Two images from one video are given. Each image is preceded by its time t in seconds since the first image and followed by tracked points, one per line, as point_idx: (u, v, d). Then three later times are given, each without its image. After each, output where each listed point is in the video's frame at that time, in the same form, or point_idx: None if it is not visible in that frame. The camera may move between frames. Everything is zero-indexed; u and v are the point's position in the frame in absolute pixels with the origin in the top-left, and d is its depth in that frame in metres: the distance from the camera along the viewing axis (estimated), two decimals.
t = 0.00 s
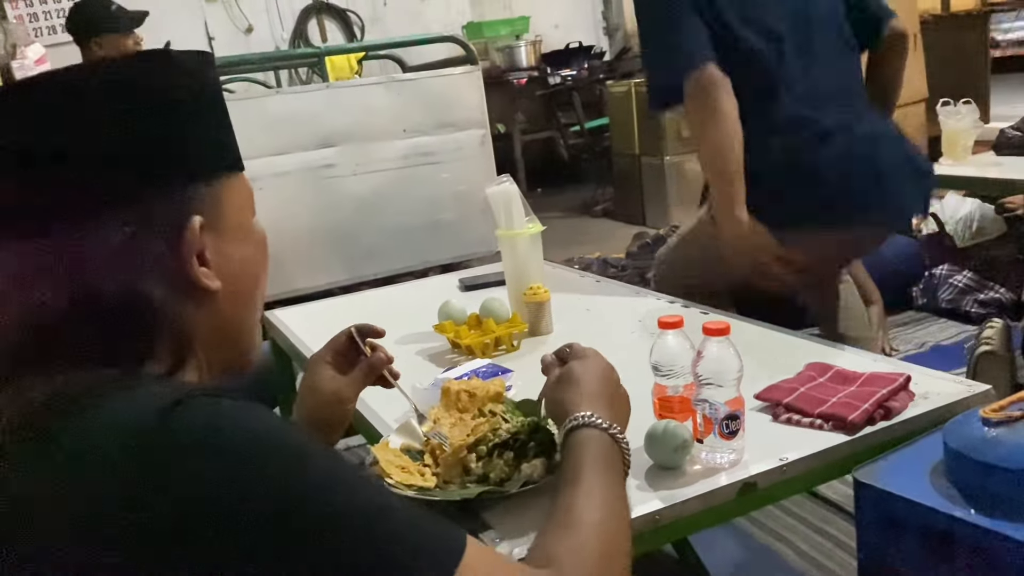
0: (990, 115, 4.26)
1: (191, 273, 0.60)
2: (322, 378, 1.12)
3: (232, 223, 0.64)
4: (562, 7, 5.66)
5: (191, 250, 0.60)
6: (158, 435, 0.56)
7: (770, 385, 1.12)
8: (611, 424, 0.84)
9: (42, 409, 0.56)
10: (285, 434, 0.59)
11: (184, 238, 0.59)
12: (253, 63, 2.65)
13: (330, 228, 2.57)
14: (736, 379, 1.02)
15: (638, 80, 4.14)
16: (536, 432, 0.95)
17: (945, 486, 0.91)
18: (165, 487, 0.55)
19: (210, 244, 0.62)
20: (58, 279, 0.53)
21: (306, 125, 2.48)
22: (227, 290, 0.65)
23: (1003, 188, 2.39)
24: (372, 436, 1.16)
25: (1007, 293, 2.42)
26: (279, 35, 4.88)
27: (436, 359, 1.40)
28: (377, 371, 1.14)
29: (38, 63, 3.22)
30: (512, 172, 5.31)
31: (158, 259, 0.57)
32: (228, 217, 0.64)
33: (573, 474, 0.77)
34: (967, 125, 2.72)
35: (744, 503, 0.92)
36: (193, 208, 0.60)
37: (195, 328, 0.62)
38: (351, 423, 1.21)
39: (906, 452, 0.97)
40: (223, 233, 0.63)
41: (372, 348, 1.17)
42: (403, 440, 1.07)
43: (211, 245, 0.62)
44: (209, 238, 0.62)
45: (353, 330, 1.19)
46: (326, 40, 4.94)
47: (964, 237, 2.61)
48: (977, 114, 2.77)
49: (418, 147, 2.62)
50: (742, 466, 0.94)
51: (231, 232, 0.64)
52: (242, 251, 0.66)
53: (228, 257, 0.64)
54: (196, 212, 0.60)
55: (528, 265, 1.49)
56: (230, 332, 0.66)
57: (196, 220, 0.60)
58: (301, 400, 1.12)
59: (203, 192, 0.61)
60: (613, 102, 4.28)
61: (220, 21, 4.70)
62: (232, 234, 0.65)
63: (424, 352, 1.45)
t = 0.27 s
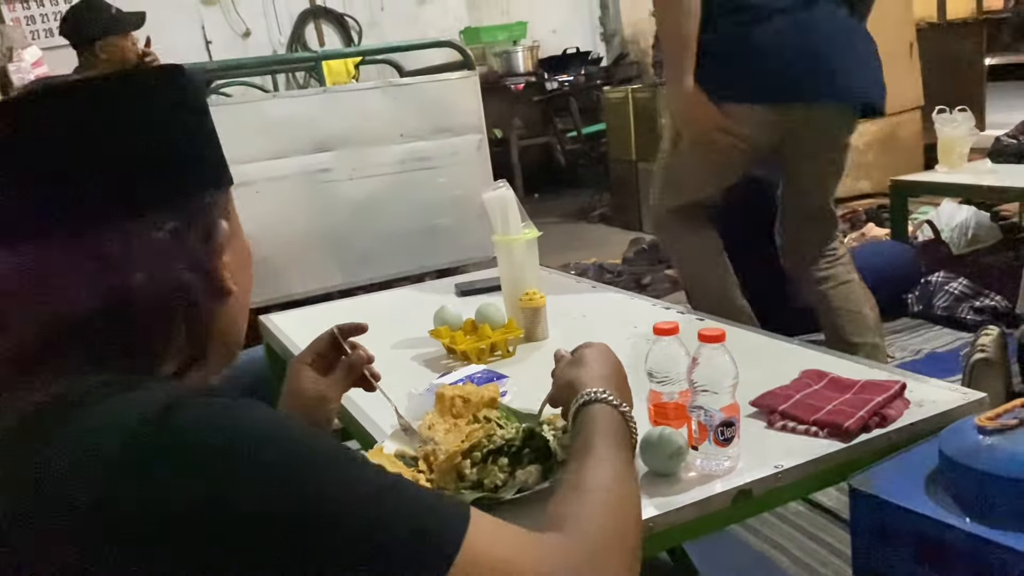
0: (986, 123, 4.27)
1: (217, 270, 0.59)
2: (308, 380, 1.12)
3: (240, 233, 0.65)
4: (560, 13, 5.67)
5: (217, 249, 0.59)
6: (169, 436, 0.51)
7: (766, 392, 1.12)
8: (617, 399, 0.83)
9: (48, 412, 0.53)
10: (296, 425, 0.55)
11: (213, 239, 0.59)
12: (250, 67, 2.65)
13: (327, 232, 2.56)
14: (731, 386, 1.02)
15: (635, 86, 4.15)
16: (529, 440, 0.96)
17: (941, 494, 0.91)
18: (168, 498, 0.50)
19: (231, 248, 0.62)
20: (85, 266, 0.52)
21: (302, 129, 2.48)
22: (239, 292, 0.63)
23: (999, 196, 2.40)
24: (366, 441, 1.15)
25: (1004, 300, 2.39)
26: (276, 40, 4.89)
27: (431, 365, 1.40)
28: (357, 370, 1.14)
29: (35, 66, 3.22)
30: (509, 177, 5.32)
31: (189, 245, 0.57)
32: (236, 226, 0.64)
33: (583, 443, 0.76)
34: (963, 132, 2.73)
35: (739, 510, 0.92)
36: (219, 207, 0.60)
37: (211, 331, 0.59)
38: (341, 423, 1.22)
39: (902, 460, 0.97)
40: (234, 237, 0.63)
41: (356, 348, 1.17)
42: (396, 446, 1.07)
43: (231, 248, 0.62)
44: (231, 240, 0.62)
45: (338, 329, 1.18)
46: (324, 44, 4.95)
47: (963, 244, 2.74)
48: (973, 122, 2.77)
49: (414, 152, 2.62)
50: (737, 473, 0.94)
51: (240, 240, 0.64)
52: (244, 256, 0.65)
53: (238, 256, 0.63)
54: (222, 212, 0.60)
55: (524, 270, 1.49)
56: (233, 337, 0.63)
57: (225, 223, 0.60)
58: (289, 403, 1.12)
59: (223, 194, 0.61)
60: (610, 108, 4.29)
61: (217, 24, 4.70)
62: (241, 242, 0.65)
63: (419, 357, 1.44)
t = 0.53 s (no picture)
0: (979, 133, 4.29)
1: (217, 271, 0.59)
2: (307, 389, 1.11)
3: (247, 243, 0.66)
4: (556, 20, 5.69)
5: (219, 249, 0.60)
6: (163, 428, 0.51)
7: (759, 400, 1.12)
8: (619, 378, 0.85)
9: (46, 407, 0.52)
10: (291, 418, 0.55)
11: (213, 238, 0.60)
12: (246, 71, 2.65)
13: (321, 237, 2.54)
14: (724, 395, 1.03)
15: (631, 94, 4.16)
16: (524, 446, 0.95)
17: (933, 504, 0.91)
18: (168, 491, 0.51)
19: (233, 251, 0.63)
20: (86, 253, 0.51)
21: (296, 134, 2.48)
22: (238, 300, 0.63)
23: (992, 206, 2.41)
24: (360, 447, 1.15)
25: (995, 309, 2.42)
26: (273, 44, 4.88)
27: (425, 371, 1.40)
28: (364, 386, 1.12)
29: (29, 69, 3.22)
30: (504, 183, 5.32)
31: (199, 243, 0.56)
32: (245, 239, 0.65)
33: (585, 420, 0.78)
34: (956, 142, 2.74)
35: (732, 519, 0.92)
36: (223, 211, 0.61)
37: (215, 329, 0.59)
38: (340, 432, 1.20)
39: (891, 471, 0.98)
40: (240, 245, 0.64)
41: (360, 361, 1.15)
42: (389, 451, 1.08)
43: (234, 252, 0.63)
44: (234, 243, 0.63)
45: (345, 340, 1.17)
46: (320, 49, 4.95)
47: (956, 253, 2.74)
48: (966, 132, 2.79)
49: (410, 158, 2.60)
50: (730, 481, 0.94)
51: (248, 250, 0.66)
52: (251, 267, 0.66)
53: (242, 261, 0.64)
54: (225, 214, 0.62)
55: (519, 276, 1.48)
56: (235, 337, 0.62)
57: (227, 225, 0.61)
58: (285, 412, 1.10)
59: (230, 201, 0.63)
60: (606, 115, 4.30)
61: (214, 28, 4.70)
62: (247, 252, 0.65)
63: (413, 362, 1.44)
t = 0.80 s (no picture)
0: (972, 152, 4.32)
1: (166, 289, 0.65)
2: (300, 400, 1.10)
3: (231, 261, 0.70)
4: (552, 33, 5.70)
5: (169, 269, 0.65)
6: (135, 426, 0.60)
7: (750, 414, 1.12)
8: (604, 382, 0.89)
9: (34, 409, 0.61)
10: (276, 421, 0.62)
11: (162, 255, 0.65)
12: (242, 80, 2.66)
13: (312, 245, 2.48)
14: (716, 408, 1.02)
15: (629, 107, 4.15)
16: (514, 458, 0.96)
17: (923, 521, 0.91)
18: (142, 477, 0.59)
19: (198, 269, 0.67)
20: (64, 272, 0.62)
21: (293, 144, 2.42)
22: (225, 317, 0.69)
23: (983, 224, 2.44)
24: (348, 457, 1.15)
25: (986, 327, 2.42)
26: (269, 52, 4.89)
27: (415, 380, 1.39)
28: (356, 396, 1.11)
29: (24, 73, 3.22)
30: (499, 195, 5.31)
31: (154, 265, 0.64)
32: (225, 257, 0.69)
33: (571, 419, 0.82)
34: (948, 161, 2.75)
35: (724, 532, 0.92)
36: (180, 230, 0.66)
37: (177, 342, 0.66)
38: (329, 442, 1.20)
39: (883, 487, 0.97)
40: (216, 262, 0.69)
41: (353, 371, 1.14)
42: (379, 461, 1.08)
43: (199, 269, 0.67)
44: (195, 261, 0.67)
45: (337, 350, 1.16)
46: (316, 58, 4.96)
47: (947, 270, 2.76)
48: (958, 151, 2.81)
49: (404, 168, 2.55)
50: (721, 494, 0.94)
51: (227, 268, 0.69)
52: (236, 283, 0.70)
53: (225, 279, 0.69)
54: (181, 232, 0.66)
55: (511, 287, 1.48)
56: (217, 353, 0.69)
57: (181, 239, 0.66)
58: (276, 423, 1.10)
59: (192, 220, 0.67)
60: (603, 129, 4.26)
61: (210, 37, 4.72)
62: (227, 269, 0.69)
63: (404, 371, 1.44)
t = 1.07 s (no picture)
0: (950, 199, 4.39)
1: (156, 311, 0.64)
2: (287, 429, 1.09)
3: (226, 283, 0.69)
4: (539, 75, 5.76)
5: (159, 292, 0.64)
6: (120, 445, 0.59)
7: (740, 450, 1.11)
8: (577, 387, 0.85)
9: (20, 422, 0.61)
10: (264, 447, 0.62)
11: (152, 277, 0.64)
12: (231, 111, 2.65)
13: (297, 278, 2.45)
14: (708, 442, 1.01)
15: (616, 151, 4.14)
16: (502, 492, 0.96)
17: (916, 559, 0.95)
18: (132, 497, 0.58)
19: (191, 291, 0.66)
20: (55, 290, 0.62)
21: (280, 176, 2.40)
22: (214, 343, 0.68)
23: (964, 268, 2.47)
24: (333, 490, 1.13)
25: (967, 370, 2.46)
26: (257, 86, 4.92)
27: (401, 413, 1.37)
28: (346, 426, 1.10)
29: (10, 101, 3.21)
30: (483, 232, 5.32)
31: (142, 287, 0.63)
32: (219, 278, 0.68)
33: (547, 433, 0.79)
34: (929, 206, 2.79)
35: (715, 568, 0.91)
36: (172, 252, 0.65)
37: (163, 366, 0.65)
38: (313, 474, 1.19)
39: (876, 524, 0.99)
40: (209, 284, 0.68)
41: (343, 400, 1.13)
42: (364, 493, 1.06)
43: (191, 291, 0.66)
44: (187, 283, 0.66)
45: (326, 378, 1.15)
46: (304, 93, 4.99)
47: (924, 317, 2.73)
48: (939, 196, 2.85)
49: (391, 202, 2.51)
50: (712, 530, 0.93)
51: (221, 289, 0.68)
52: (231, 306, 0.69)
53: (219, 304, 0.68)
54: (173, 254, 0.65)
55: (500, 320, 1.48)
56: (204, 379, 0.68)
57: (174, 262, 0.65)
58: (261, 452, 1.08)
59: (186, 241, 0.66)
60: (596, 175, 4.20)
61: (198, 70, 4.75)
62: (221, 292, 0.68)
63: (391, 404, 1.42)
